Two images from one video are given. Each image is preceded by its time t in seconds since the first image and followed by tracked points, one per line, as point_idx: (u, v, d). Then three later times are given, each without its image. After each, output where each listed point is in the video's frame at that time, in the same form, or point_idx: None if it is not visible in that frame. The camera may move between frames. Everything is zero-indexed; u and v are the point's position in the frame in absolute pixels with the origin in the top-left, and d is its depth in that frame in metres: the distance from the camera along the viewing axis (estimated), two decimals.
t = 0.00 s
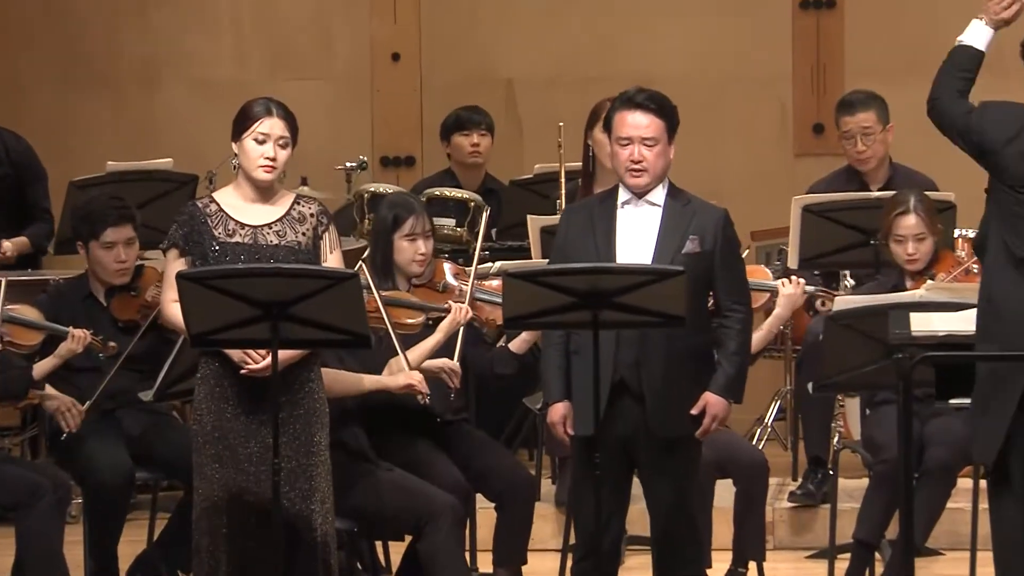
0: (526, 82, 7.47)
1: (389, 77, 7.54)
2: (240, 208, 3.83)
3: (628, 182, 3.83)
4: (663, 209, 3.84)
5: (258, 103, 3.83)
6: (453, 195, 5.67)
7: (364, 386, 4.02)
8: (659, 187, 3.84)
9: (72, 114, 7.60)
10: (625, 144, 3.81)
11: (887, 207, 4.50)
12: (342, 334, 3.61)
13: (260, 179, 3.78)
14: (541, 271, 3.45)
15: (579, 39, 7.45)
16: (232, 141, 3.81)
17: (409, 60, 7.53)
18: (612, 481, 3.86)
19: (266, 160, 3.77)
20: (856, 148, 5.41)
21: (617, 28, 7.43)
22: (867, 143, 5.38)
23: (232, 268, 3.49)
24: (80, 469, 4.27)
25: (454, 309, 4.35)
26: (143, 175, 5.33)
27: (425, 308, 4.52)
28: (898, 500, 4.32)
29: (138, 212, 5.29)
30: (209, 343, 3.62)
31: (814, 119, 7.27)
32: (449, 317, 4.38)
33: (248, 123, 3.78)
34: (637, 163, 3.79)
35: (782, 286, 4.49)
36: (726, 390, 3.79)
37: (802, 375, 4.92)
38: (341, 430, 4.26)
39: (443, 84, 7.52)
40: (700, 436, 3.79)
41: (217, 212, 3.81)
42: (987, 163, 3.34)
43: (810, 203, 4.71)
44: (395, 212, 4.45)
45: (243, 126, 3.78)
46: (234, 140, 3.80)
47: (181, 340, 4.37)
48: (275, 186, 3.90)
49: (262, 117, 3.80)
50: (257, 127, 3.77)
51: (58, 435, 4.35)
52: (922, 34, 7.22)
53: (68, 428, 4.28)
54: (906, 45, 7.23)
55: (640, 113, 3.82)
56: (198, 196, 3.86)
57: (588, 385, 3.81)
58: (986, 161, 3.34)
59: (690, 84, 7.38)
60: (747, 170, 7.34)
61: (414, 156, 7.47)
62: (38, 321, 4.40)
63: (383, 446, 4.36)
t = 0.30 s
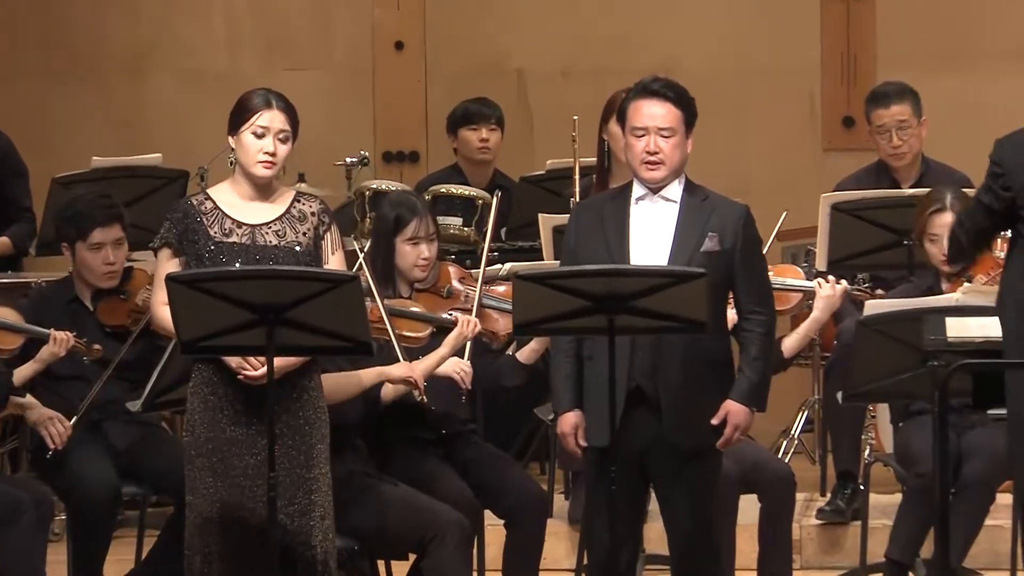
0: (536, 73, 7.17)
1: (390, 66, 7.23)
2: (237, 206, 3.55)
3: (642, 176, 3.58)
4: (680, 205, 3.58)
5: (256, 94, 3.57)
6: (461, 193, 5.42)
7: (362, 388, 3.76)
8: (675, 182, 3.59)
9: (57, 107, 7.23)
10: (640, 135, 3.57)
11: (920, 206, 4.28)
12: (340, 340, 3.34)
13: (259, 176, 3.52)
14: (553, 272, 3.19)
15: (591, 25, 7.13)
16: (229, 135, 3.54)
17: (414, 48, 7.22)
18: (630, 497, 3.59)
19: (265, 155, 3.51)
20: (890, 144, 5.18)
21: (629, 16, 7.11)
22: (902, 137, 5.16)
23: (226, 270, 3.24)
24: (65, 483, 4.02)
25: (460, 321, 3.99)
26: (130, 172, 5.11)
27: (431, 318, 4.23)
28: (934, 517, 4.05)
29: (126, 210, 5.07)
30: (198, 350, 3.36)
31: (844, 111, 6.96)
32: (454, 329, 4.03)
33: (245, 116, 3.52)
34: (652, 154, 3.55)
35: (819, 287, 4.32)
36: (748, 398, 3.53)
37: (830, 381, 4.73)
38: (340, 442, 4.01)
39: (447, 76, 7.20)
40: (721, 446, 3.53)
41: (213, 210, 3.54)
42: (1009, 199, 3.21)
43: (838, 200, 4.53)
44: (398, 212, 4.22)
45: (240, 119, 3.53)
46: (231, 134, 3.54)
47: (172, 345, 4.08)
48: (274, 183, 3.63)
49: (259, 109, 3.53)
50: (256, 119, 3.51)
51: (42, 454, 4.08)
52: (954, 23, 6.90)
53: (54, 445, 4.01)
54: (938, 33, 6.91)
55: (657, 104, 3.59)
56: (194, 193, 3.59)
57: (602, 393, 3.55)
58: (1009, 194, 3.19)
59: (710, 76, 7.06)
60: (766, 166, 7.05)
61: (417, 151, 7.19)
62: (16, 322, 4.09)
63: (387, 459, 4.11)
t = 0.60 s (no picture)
0: (549, 64, 6.79)
1: (391, 57, 6.85)
2: (232, 207, 3.30)
3: (658, 181, 3.32)
4: (699, 206, 3.31)
5: (251, 87, 3.30)
6: (468, 193, 5.15)
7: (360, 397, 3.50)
8: (695, 182, 3.33)
9: (39, 96, 6.80)
10: (655, 140, 3.30)
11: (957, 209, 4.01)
12: (338, 349, 3.09)
13: (254, 175, 3.25)
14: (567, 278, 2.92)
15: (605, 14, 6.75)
16: (223, 132, 3.28)
17: (418, 39, 6.85)
18: (647, 517, 3.33)
19: (261, 153, 3.24)
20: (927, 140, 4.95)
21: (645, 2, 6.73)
22: (941, 134, 4.93)
23: (218, 275, 2.97)
24: (44, 504, 3.76)
25: (465, 341, 3.72)
26: (116, 171, 4.85)
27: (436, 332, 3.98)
28: (973, 538, 3.78)
29: (110, 213, 4.82)
30: (187, 361, 3.11)
31: (877, 104, 6.55)
32: (462, 347, 3.76)
33: (239, 111, 3.26)
34: (669, 160, 3.28)
35: (849, 305, 4.25)
36: (773, 410, 3.27)
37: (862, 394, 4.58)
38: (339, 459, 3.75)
39: (453, 68, 6.84)
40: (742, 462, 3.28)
41: (206, 211, 3.28)
42: None
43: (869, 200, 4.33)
44: (401, 212, 3.99)
45: (234, 114, 3.26)
46: (225, 131, 3.28)
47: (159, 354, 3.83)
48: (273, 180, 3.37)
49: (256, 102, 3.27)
50: (251, 115, 3.25)
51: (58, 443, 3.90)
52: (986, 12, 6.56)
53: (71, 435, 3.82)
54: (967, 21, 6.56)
55: (674, 105, 3.31)
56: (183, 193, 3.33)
57: (618, 405, 3.29)
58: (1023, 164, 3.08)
59: (732, 66, 6.67)
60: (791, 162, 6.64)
61: (422, 148, 6.82)
62: None
63: (389, 476, 3.85)
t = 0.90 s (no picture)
0: (550, 61, 6.54)
1: (387, 52, 6.56)
2: (219, 212, 3.07)
3: (664, 178, 3.09)
4: (709, 209, 3.09)
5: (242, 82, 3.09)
6: (468, 195, 4.93)
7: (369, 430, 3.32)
8: (706, 183, 3.10)
9: (22, 93, 6.57)
10: (662, 135, 3.08)
11: (987, 209, 3.79)
12: (324, 361, 2.86)
13: (243, 175, 3.02)
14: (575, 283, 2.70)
15: (610, 8, 6.51)
16: (209, 130, 3.06)
17: (413, 27, 6.56)
18: (656, 541, 3.10)
19: (249, 152, 3.01)
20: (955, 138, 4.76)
21: None
22: (968, 134, 4.75)
23: (201, 282, 2.74)
24: (17, 521, 3.55)
25: (461, 343, 3.57)
26: (95, 172, 4.64)
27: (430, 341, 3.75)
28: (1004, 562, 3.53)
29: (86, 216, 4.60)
30: (165, 372, 2.88)
31: (901, 102, 6.35)
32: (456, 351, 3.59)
33: (226, 108, 3.03)
34: (676, 156, 3.06)
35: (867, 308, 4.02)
36: (786, 425, 3.05)
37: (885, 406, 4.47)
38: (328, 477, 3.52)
39: (453, 64, 6.56)
40: (754, 483, 3.05)
41: (192, 213, 3.05)
42: None
43: (892, 203, 4.16)
44: (396, 214, 3.75)
45: (220, 111, 3.03)
46: (212, 129, 3.06)
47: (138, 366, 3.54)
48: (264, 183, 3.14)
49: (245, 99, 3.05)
50: (239, 111, 3.02)
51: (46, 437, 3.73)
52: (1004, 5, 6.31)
53: (62, 429, 3.65)
54: (984, 14, 6.31)
55: (683, 99, 3.09)
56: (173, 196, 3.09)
57: (624, 421, 3.06)
58: None
59: (739, 64, 6.44)
60: (801, 164, 6.42)
61: (416, 146, 6.53)
62: None
63: (381, 495, 3.63)
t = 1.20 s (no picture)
0: (551, 56, 6.40)
1: (381, 45, 6.42)
2: (213, 211, 2.92)
3: (667, 176, 2.95)
4: (714, 207, 2.94)
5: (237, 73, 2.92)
6: (465, 192, 4.78)
7: (363, 443, 3.16)
8: (710, 178, 2.96)
9: (9, 89, 6.41)
10: (663, 130, 2.93)
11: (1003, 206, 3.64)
12: (313, 366, 2.72)
13: (240, 172, 2.87)
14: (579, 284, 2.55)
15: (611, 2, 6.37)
16: (205, 123, 2.90)
17: (409, 21, 6.41)
18: (662, 553, 2.95)
19: (246, 147, 2.86)
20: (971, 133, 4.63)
21: None
22: (984, 128, 4.62)
23: (189, 283, 2.59)
24: None
25: (453, 346, 3.40)
26: (78, 170, 4.49)
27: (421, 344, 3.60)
28: None
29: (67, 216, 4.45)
30: (148, 378, 2.73)
31: (915, 96, 6.21)
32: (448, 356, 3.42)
33: (222, 101, 2.87)
34: (679, 153, 2.91)
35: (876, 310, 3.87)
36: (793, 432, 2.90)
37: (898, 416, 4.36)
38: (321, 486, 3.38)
39: (451, 60, 6.42)
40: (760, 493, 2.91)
41: (185, 211, 2.91)
42: None
43: (908, 201, 4.02)
44: (391, 213, 3.64)
45: (216, 104, 2.88)
46: (207, 122, 2.89)
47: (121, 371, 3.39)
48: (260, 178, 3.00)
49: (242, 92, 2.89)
50: (236, 105, 2.86)
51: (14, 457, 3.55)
52: None
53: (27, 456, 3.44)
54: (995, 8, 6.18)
55: (684, 92, 2.94)
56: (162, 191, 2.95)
57: (626, 428, 2.91)
58: None
59: (744, 59, 6.31)
60: (807, 162, 6.28)
61: (412, 144, 6.40)
62: None
63: (375, 504, 3.48)
